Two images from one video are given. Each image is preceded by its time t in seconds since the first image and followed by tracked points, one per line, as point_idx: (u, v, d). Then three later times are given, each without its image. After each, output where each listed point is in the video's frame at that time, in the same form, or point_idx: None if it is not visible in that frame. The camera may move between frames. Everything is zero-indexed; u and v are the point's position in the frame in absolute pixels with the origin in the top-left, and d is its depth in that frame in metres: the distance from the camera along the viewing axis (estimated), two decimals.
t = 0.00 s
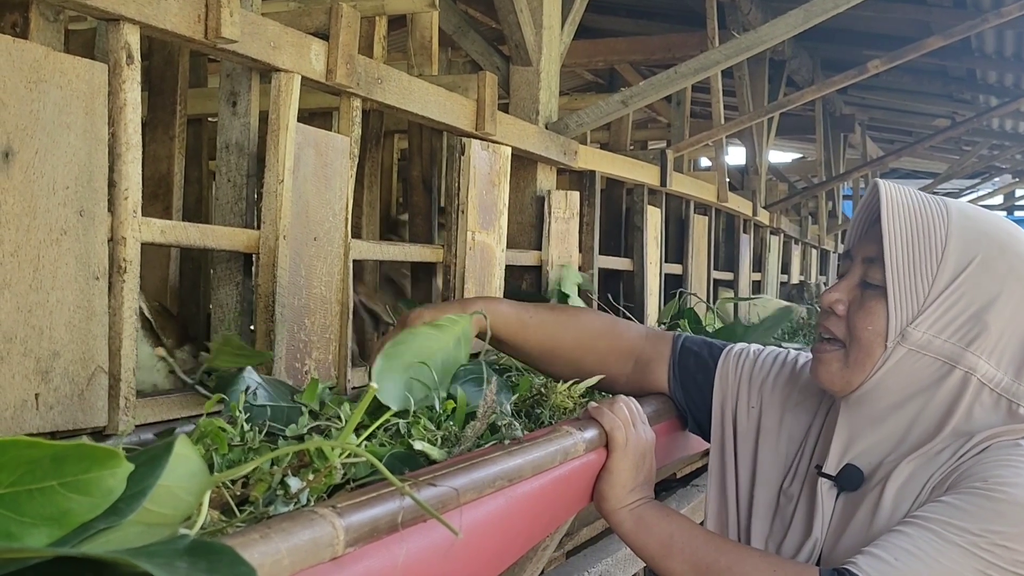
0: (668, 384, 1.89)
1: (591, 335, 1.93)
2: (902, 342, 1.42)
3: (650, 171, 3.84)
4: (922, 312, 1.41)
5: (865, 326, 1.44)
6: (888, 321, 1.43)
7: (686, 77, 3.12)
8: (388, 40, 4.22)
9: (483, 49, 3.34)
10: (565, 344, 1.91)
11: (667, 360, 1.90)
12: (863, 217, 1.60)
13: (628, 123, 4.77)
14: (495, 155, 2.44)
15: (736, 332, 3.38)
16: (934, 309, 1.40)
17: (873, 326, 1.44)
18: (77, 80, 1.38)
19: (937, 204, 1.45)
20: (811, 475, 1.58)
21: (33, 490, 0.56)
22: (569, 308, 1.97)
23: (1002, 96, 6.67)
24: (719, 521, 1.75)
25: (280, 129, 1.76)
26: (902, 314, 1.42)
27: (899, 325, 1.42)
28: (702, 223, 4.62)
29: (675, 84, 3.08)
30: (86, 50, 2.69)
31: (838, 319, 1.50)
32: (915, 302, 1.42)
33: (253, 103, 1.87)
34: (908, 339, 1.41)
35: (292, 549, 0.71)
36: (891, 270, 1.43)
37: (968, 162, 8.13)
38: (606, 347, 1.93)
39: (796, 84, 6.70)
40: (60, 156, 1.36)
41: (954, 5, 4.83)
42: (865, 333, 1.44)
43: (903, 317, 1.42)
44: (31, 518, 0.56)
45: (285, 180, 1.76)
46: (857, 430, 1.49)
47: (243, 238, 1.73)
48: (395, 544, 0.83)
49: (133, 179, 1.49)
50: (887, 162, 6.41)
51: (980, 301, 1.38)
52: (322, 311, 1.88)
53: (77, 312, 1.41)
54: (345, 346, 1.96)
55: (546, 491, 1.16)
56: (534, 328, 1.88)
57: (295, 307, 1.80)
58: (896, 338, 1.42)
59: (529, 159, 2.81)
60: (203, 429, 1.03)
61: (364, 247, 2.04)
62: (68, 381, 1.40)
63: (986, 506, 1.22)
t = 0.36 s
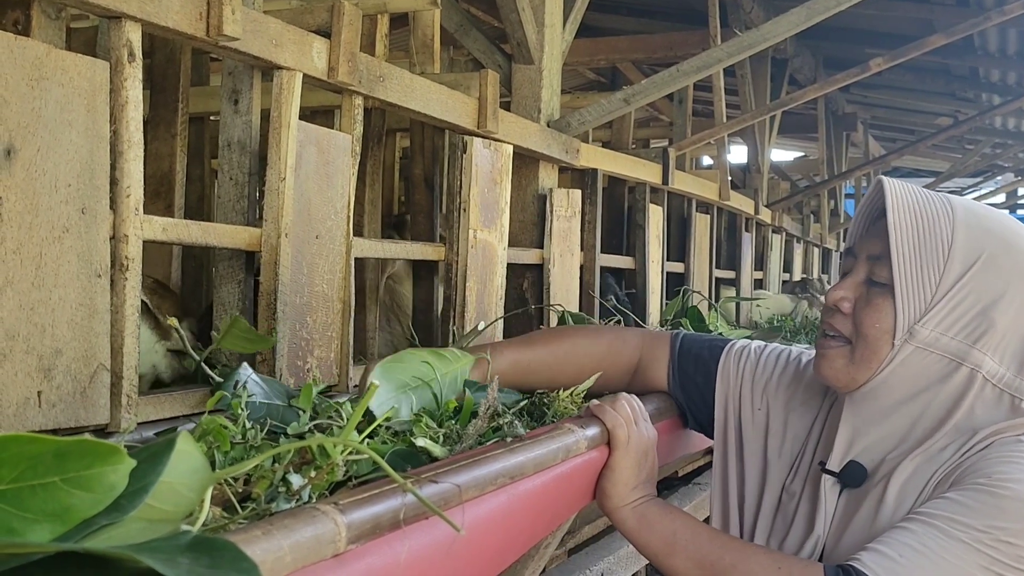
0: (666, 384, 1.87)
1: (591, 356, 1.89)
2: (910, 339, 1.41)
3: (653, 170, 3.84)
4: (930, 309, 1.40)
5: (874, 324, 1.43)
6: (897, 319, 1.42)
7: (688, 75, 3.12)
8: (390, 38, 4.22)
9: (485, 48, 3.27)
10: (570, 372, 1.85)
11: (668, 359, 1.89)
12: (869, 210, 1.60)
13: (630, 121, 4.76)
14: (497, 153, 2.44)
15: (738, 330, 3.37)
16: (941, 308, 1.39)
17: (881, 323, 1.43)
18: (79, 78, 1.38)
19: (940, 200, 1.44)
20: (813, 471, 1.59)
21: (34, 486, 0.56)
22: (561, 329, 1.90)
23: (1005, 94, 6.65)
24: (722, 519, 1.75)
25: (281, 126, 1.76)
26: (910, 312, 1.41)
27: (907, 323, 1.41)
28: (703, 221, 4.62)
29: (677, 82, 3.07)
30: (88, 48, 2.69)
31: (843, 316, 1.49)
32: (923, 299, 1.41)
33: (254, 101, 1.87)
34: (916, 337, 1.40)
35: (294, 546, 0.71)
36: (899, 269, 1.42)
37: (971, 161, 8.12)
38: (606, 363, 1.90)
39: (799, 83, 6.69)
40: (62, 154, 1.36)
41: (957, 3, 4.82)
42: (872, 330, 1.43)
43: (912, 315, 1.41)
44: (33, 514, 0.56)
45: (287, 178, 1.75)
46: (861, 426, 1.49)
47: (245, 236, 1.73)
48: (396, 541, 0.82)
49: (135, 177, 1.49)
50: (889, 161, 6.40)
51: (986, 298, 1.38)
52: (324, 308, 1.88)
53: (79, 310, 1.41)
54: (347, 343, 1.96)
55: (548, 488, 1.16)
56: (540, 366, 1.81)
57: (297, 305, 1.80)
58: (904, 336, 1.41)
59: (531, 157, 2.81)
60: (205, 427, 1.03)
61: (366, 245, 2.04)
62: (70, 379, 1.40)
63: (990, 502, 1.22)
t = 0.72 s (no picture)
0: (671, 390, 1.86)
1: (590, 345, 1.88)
2: (935, 354, 1.39)
3: (654, 170, 3.83)
4: (957, 323, 1.39)
5: (899, 337, 1.40)
6: (922, 333, 1.40)
7: (691, 76, 3.12)
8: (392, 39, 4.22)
9: (487, 49, 3.27)
10: (565, 356, 1.85)
11: (669, 361, 1.88)
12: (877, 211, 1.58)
13: (632, 122, 4.76)
14: (498, 154, 2.43)
15: (740, 331, 3.37)
16: (968, 320, 1.38)
17: (905, 337, 1.40)
18: (81, 79, 1.38)
19: (961, 209, 1.42)
20: (817, 476, 1.58)
21: (37, 491, 0.56)
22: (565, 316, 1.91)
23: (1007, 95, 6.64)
24: (722, 520, 1.74)
25: (283, 127, 1.75)
26: (937, 325, 1.39)
27: (934, 335, 1.39)
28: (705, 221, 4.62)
29: (679, 83, 3.07)
30: (90, 49, 2.70)
31: (861, 328, 1.44)
32: (950, 310, 1.39)
33: (257, 103, 1.88)
34: (942, 351, 1.38)
35: (296, 549, 0.71)
36: (925, 282, 1.40)
37: (972, 161, 8.10)
38: (606, 354, 1.89)
39: (800, 83, 6.68)
40: (64, 156, 1.36)
41: (959, 3, 4.81)
42: (897, 344, 1.40)
43: (938, 329, 1.39)
44: (36, 519, 0.56)
45: (289, 179, 1.75)
46: (867, 432, 1.48)
47: (246, 238, 1.73)
48: (398, 544, 0.82)
49: (137, 178, 1.49)
50: (891, 161, 6.39)
51: (1005, 310, 1.39)
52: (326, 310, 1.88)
53: (81, 312, 1.41)
54: (349, 345, 1.96)
55: (550, 492, 1.15)
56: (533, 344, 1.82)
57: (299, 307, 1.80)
58: (930, 350, 1.39)
59: (533, 159, 2.81)
60: (208, 430, 1.03)
61: (368, 247, 2.04)
62: (73, 380, 1.41)
63: (992, 505, 1.22)
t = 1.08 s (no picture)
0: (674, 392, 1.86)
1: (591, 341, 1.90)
2: (938, 352, 1.38)
3: (655, 169, 3.83)
4: (960, 322, 1.38)
5: (903, 336, 1.40)
6: (926, 332, 1.39)
7: (691, 74, 3.11)
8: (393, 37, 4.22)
9: (487, 47, 3.26)
10: (567, 347, 1.87)
11: (670, 362, 1.88)
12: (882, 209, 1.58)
13: (632, 121, 4.76)
14: (499, 152, 2.42)
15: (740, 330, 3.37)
16: (972, 320, 1.37)
17: (909, 335, 1.40)
18: (81, 77, 1.38)
19: (967, 209, 1.42)
20: (819, 476, 1.58)
21: (36, 488, 0.55)
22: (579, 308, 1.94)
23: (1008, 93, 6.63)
24: (723, 520, 1.74)
25: (283, 124, 1.75)
26: (940, 323, 1.38)
27: (937, 335, 1.38)
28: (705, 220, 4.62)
29: (680, 81, 3.06)
30: (90, 47, 2.69)
31: (864, 326, 1.44)
32: (954, 309, 1.38)
33: (257, 101, 1.88)
34: (945, 349, 1.38)
35: (297, 547, 0.71)
36: (929, 282, 1.39)
37: (973, 160, 8.09)
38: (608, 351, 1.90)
39: (801, 81, 6.68)
40: (63, 154, 1.36)
41: (960, 2, 4.80)
42: (901, 343, 1.40)
43: (941, 328, 1.38)
44: (35, 516, 0.56)
45: (289, 177, 1.74)
46: (869, 432, 1.47)
47: (246, 236, 1.73)
48: (399, 542, 0.82)
49: (136, 176, 1.48)
50: (892, 160, 6.38)
51: (1009, 310, 1.39)
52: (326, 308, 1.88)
53: (81, 310, 1.41)
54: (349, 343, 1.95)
55: (551, 489, 1.15)
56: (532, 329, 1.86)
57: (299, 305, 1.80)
58: (933, 349, 1.39)
59: (533, 157, 2.81)
60: (210, 429, 1.03)
61: (368, 245, 2.04)
62: (73, 378, 1.40)
63: (993, 505, 1.21)
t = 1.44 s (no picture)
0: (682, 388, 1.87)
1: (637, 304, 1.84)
2: (930, 349, 1.39)
3: (653, 168, 3.83)
4: (951, 318, 1.39)
5: (895, 334, 1.40)
6: (916, 328, 1.39)
7: (690, 72, 3.11)
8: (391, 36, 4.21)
9: (485, 45, 3.26)
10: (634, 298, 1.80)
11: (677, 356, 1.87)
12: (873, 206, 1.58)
13: (631, 120, 4.75)
14: (497, 150, 2.44)
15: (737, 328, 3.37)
16: (963, 316, 1.38)
17: (900, 332, 1.40)
18: (78, 73, 1.38)
19: (957, 205, 1.42)
20: (816, 473, 1.58)
21: (29, 484, 0.55)
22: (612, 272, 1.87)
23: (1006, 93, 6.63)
24: (727, 518, 1.75)
25: (281, 122, 1.75)
26: (931, 320, 1.39)
27: (928, 331, 1.39)
28: (703, 219, 4.62)
29: (678, 80, 3.06)
30: (87, 44, 2.69)
31: (856, 324, 1.45)
32: (944, 305, 1.39)
33: (254, 98, 1.86)
34: (936, 346, 1.38)
35: (293, 543, 0.71)
36: (920, 277, 1.39)
37: (971, 159, 8.10)
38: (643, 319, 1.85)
39: (799, 81, 6.68)
40: (60, 150, 1.36)
41: (958, 1, 4.80)
42: (892, 340, 1.40)
43: (932, 324, 1.39)
44: (29, 512, 0.55)
45: (287, 175, 1.74)
46: (864, 428, 1.47)
47: (244, 233, 1.72)
48: (396, 539, 0.82)
49: (134, 173, 1.47)
50: (890, 159, 6.38)
51: (999, 306, 1.39)
52: (323, 305, 1.88)
53: (78, 307, 1.41)
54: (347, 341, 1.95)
55: (548, 486, 1.15)
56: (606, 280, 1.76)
57: (297, 302, 1.80)
58: (924, 345, 1.39)
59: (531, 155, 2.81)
60: (205, 426, 1.03)
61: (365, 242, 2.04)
62: (69, 375, 1.40)
63: (989, 502, 1.21)
